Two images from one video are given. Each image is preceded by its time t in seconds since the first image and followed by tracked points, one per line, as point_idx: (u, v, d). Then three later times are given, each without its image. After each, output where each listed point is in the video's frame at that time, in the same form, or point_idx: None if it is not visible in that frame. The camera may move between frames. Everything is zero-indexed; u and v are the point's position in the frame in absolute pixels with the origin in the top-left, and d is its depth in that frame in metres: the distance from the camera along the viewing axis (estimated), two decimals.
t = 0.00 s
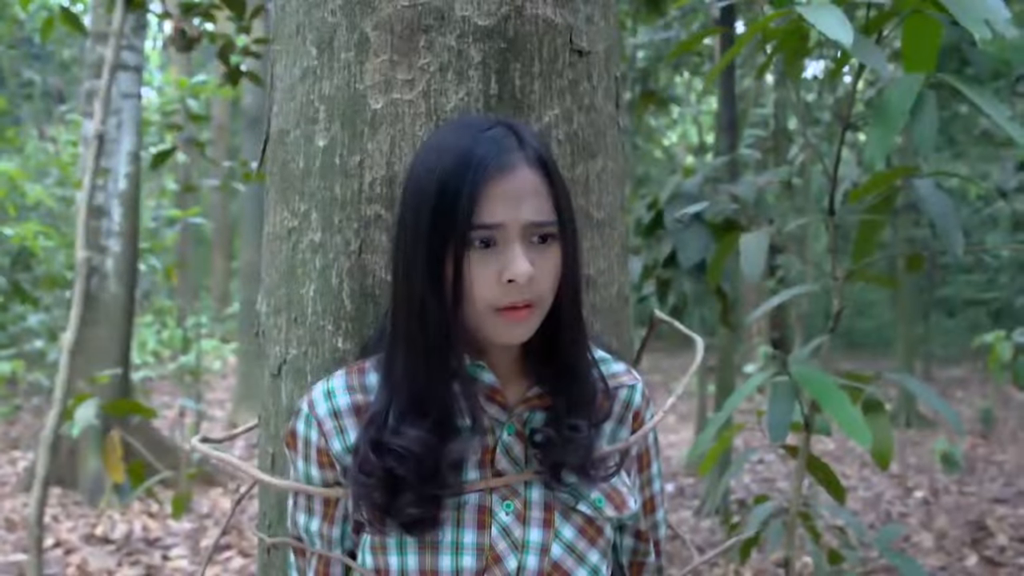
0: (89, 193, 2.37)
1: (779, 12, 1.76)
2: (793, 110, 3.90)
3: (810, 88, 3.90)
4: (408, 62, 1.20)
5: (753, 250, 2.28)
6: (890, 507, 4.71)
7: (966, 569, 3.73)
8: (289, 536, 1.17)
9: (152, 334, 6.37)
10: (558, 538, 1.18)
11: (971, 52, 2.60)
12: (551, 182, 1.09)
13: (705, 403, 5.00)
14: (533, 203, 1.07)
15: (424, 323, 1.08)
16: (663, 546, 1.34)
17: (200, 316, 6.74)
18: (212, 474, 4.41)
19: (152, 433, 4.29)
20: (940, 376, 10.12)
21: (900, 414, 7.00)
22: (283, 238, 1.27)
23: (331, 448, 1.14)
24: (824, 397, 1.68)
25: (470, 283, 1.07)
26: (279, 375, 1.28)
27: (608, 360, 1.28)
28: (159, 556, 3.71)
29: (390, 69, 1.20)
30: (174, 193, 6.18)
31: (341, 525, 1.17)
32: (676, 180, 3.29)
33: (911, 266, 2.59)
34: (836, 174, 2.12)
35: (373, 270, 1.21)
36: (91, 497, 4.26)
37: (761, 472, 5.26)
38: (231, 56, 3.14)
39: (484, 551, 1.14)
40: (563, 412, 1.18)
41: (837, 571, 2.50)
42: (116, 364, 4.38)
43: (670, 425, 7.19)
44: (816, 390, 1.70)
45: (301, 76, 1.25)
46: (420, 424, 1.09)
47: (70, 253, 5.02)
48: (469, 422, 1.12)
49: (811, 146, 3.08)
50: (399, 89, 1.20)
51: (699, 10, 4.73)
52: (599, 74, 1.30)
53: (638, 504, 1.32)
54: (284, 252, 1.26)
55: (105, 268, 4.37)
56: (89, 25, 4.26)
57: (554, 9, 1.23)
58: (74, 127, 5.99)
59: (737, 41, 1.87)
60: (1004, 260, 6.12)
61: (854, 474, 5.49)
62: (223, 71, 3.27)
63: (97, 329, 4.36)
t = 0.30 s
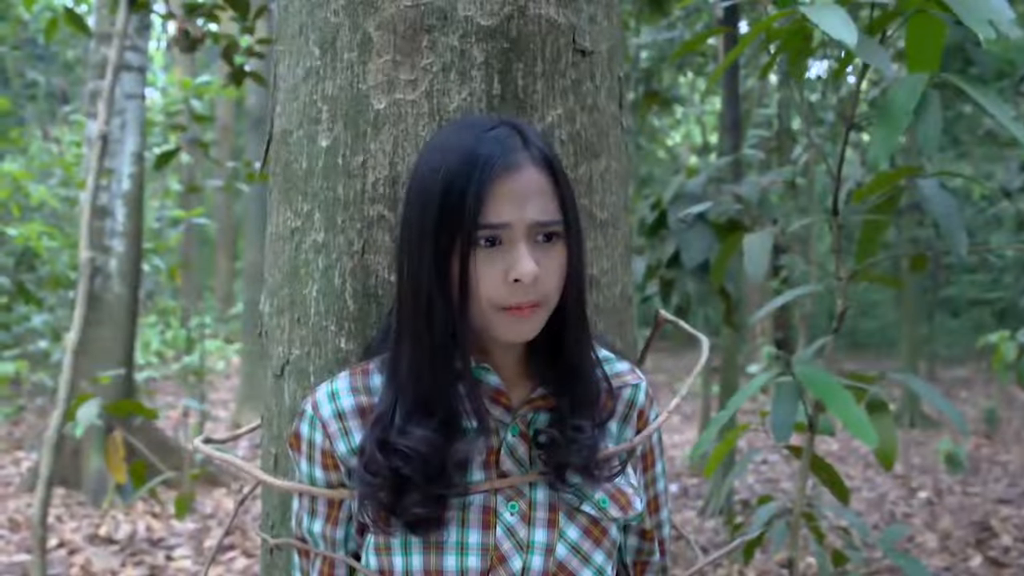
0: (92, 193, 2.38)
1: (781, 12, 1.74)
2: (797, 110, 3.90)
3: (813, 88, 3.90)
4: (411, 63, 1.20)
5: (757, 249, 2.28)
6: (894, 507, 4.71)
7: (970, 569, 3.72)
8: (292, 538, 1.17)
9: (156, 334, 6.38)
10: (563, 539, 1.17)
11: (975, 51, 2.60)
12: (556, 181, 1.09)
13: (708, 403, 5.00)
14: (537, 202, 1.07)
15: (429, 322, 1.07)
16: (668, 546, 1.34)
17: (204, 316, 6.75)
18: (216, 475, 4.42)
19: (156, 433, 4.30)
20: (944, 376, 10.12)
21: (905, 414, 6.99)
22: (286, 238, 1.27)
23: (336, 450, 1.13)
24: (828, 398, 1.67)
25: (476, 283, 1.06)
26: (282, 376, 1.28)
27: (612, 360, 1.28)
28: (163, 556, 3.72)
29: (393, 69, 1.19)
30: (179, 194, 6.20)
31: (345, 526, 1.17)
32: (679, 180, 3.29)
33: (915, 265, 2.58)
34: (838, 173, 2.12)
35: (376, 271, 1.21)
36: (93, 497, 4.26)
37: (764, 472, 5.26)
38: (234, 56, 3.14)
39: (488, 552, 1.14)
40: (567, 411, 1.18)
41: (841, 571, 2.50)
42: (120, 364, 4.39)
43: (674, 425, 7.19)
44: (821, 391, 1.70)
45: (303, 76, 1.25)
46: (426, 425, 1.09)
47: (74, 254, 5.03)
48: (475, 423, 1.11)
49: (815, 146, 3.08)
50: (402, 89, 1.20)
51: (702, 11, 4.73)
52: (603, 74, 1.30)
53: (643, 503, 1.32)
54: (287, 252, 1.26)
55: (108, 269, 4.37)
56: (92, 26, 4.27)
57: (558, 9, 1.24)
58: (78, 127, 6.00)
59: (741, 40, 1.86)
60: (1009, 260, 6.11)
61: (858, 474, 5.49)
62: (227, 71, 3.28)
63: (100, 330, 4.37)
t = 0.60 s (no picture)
0: (94, 193, 2.38)
1: (783, 11, 1.74)
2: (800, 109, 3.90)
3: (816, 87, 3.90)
4: (411, 61, 1.19)
5: (759, 248, 2.27)
6: (897, 507, 4.70)
7: (972, 570, 3.72)
8: (294, 539, 1.17)
9: (158, 334, 6.38)
10: (564, 540, 1.17)
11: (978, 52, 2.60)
12: (558, 180, 1.09)
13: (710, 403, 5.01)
14: (539, 201, 1.06)
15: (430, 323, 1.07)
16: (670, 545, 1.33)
17: (206, 316, 6.76)
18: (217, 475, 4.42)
19: (157, 433, 4.30)
20: (947, 375, 10.12)
21: (908, 414, 6.99)
22: (287, 237, 1.26)
23: (337, 453, 1.13)
24: (831, 398, 1.66)
25: (478, 282, 1.06)
26: (282, 375, 1.28)
27: (614, 359, 1.28)
28: (165, 556, 3.72)
29: (394, 68, 1.19)
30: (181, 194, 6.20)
31: (346, 527, 1.16)
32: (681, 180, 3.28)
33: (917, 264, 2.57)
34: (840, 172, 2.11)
35: (376, 270, 1.20)
36: (94, 499, 4.22)
37: (766, 472, 5.26)
38: (236, 56, 3.15)
39: (491, 554, 1.13)
40: (569, 411, 1.18)
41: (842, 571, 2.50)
42: (122, 364, 4.39)
43: (676, 424, 7.19)
44: (822, 391, 1.69)
45: (303, 74, 1.24)
46: (428, 426, 1.09)
47: (76, 253, 5.03)
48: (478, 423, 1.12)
49: (817, 145, 3.07)
50: (403, 88, 1.19)
51: (704, 10, 4.73)
52: (603, 73, 1.30)
53: (645, 501, 1.32)
54: (288, 250, 1.26)
55: (110, 268, 4.37)
56: (94, 25, 4.28)
57: (558, 8, 1.23)
58: (80, 127, 6.00)
59: (742, 39, 1.85)
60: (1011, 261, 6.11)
61: (860, 474, 5.48)
62: (229, 71, 3.28)
63: (101, 330, 4.37)
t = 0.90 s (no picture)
0: (95, 192, 2.38)
1: (786, 7, 1.73)
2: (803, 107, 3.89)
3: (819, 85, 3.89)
4: (411, 59, 1.19)
5: (761, 248, 2.26)
6: (900, 507, 4.69)
7: (976, 569, 3.71)
8: (292, 541, 1.16)
9: (161, 333, 6.37)
10: (565, 540, 1.16)
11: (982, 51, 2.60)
12: (562, 180, 1.08)
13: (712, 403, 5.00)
14: (544, 199, 1.05)
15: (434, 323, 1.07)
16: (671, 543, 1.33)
17: (209, 316, 6.76)
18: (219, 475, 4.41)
19: (159, 433, 4.30)
20: (950, 374, 10.11)
21: (911, 413, 6.98)
22: (286, 236, 1.26)
23: (335, 454, 1.12)
24: (834, 397, 1.65)
25: (484, 281, 1.05)
26: (281, 374, 1.28)
27: (614, 357, 1.27)
28: (167, 556, 3.71)
29: (394, 66, 1.18)
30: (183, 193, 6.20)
31: (344, 529, 1.15)
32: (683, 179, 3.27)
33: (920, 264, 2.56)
34: (842, 171, 2.10)
35: (377, 269, 1.20)
36: (96, 499, 4.22)
37: (769, 472, 5.24)
38: (238, 55, 3.15)
39: (490, 555, 1.13)
40: (570, 411, 1.17)
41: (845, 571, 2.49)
42: (125, 364, 4.39)
43: (678, 424, 7.19)
44: (824, 391, 1.69)
45: (302, 72, 1.24)
46: (431, 428, 1.08)
47: (79, 253, 5.04)
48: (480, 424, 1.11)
49: (820, 144, 3.06)
50: (404, 86, 1.19)
51: (706, 10, 4.73)
52: (603, 71, 1.30)
53: (645, 500, 1.31)
54: (288, 249, 1.25)
55: (112, 268, 4.37)
56: (96, 25, 4.28)
57: (559, 6, 1.23)
58: (83, 126, 6.01)
59: (745, 37, 1.85)
60: (1015, 260, 6.08)
61: (863, 474, 5.47)
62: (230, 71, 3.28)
63: (103, 329, 4.36)
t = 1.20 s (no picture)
0: (98, 191, 2.38)
1: (788, 6, 1.73)
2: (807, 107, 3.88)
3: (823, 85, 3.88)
4: (410, 57, 1.18)
5: (764, 247, 2.25)
6: (904, 508, 4.68)
7: (980, 570, 3.70)
8: (290, 542, 1.16)
9: (164, 333, 6.37)
10: (564, 541, 1.16)
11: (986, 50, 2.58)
12: (560, 177, 1.08)
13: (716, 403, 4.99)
14: (541, 197, 1.05)
15: (432, 322, 1.06)
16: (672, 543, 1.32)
17: (212, 316, 6.75)
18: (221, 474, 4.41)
19: (162, 432, 4.29)
20: (953, 373, 10.10)
21: (914, 413, 6.97)
22: (285, 235, 1.25)
23: (332, 455, 1.12)
24: (836, 398, 1.65)
25: (481, 281, 1.05)
26: (280, 374, 1.27)
27: (613, 357, 1.27)
28: (170, 556, 3.71)
29: (393, 63, 1.18)
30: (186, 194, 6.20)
31: (342, 529, 1.15)
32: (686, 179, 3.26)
33: (923, 263, 2.55)
34: (845, 170, 2.09)
35: (375, 268, 1.19)
36: (101, 498, 4.24)
37: (773, 472, 5.24)
38: (239, 55, 3.14)
39: (489, 556, 1.12)
40: (568, 410, 1.16)
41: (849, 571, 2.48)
42: (128, 364, 4.39)
43: (681, 424, 7.18)
44: (827, 390, 1.68)
45: (301, 71, 1.23)
46: (428, 428, 1.07)
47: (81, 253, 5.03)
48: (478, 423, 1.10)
49: (822, 144, 3.05)
50: (402, 84, 1.18)
51: (709, 10, 4.72)
52: (603, 68, 1.29)
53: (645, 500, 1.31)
54: (286, 248, 1.25)
55: (115, 267, 4.38)
56: (98, 24, 4.28)
57: (559, 3, 1.22)
58: (86, 126, 6.01)
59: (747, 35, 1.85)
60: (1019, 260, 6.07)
61: (867, 474, 5.46)
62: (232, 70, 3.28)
63: (107, 329, 4.37)
